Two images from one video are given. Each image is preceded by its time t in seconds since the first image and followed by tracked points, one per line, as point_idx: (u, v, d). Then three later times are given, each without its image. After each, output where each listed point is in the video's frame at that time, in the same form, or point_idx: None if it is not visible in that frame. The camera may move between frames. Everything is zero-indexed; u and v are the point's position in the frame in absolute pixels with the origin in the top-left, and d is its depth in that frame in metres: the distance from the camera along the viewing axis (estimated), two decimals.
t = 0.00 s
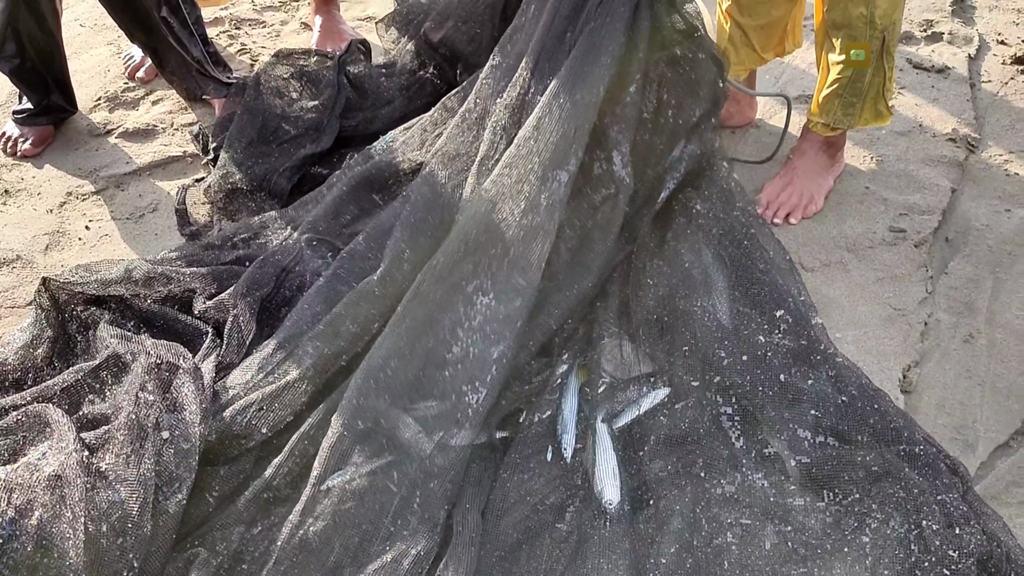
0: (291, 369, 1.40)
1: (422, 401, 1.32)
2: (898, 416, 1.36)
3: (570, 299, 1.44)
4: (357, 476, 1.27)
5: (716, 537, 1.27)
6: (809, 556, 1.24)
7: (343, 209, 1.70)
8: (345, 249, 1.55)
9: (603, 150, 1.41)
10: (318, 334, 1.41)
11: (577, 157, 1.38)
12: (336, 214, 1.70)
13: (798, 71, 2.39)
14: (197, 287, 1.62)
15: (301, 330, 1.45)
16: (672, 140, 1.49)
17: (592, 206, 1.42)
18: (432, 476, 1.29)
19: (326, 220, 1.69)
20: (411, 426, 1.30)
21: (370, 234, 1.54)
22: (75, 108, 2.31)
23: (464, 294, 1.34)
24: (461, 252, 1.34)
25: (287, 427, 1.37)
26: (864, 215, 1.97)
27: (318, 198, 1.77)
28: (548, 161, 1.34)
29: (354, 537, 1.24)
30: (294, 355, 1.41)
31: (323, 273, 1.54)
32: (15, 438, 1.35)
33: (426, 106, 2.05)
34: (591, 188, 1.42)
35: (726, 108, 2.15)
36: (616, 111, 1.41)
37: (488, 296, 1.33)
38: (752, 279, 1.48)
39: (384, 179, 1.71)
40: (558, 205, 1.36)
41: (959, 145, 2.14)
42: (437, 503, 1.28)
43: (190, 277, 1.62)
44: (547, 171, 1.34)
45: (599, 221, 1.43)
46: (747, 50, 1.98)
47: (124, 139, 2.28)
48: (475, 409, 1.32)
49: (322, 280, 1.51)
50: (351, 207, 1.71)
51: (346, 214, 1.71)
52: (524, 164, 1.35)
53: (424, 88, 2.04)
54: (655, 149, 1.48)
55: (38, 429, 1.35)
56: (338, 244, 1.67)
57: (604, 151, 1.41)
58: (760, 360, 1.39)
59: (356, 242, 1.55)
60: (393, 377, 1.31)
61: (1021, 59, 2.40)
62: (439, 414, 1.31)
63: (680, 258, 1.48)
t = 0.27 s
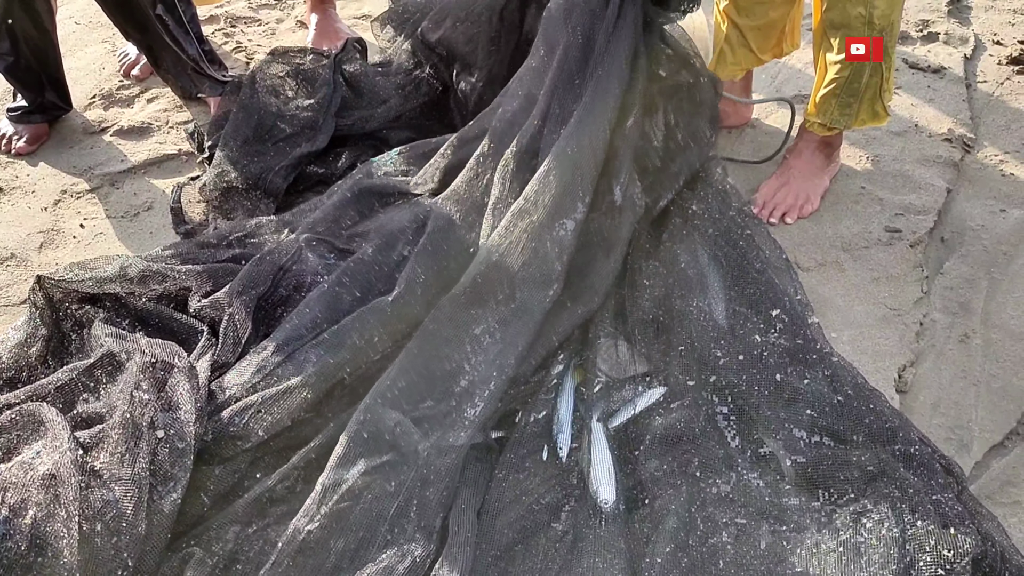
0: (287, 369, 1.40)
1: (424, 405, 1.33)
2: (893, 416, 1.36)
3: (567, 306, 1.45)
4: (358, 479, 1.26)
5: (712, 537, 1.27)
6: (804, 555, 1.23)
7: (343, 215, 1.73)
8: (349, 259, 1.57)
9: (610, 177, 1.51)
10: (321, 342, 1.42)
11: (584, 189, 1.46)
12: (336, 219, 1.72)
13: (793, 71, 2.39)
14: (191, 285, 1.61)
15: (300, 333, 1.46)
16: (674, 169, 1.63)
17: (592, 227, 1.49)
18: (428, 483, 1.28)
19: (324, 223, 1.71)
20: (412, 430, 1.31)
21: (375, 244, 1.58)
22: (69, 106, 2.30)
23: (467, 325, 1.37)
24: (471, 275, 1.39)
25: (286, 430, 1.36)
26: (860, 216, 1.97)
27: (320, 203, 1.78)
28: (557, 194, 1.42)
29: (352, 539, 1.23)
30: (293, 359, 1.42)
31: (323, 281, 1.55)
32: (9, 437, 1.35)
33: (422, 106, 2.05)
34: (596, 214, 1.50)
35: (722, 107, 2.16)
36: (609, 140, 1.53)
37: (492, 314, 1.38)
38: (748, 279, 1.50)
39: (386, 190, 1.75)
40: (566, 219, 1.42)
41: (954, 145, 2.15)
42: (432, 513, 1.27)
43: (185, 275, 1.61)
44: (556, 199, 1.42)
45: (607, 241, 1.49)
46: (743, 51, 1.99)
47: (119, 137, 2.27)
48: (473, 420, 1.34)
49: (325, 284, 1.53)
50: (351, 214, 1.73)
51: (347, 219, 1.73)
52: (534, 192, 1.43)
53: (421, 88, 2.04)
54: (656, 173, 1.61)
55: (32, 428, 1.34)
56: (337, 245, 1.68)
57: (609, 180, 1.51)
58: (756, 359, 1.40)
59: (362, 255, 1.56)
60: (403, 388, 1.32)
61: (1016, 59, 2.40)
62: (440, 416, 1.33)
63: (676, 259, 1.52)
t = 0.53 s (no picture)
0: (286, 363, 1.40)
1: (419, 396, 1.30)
2: (894, 411, 1.35)
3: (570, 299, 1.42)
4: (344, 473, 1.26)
5: (711, 531, 1.27)
6: (805, 551, 1.25)
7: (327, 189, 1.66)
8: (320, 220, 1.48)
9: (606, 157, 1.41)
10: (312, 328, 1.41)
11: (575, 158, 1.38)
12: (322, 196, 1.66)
13: (793, 65, 2.39)
14: (188, 279, 1.61)
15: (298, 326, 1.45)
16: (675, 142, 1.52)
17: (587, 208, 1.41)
18: (427, 472, 1.26)
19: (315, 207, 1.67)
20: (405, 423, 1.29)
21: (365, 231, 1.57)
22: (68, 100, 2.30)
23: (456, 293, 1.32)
24: (459, 238, 1.33)
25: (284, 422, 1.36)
26: (860, 211, 1.96)
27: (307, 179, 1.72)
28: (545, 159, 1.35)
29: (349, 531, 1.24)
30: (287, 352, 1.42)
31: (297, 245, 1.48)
32: (7, 431, 1.34)
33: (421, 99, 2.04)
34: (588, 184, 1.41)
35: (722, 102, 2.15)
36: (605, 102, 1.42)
37: (486, 296, 1.33)
38: (749, 275, 1.48)
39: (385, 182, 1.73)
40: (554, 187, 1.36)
41: (954, 140, 2.14)
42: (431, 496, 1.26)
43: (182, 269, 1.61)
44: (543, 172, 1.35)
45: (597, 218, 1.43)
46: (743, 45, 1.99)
47: (117, 130, 2.27)
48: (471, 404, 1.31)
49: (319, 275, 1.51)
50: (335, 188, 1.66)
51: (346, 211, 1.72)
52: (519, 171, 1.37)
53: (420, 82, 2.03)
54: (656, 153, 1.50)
55: (30, 422, 1.34)
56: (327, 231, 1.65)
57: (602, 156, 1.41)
58: (755, 355, 1.39)
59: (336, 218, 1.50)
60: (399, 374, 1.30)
61: (1016, 53, 2.40)
62: (437, 408, 1.30)
63: (678, 254, 1.48)
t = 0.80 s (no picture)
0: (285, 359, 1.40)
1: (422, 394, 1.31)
2: (894, 407, 1.36)
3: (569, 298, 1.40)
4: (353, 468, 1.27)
5: (711, 528, 1.27)
6: (804, 547, 1.25)
7: (343, 199, 1.69)
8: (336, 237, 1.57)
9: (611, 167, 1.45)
10: (311, 321, 1.43)
11: (589, 173, 1.42)
12: (336, 205, 1.68)
13: (794, 61, 2.38)
14: (191, 276, 1.61)
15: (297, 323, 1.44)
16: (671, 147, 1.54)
17: (593, 215, 1.43)
18: (433, 467, 1.27)
19: (325, 210, 1.68)
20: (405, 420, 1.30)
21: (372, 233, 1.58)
22: (66, 96, 2.29)
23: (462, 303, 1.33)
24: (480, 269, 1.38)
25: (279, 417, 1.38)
26: (859, 206, 1.96)
27: (318, 185, 1.74)
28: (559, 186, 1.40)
29: (354, 530, 1.24)
30: (288, 345, 1.42)
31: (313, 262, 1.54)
32: (7, 427, 1.34)
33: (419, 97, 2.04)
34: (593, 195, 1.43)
35: (722, 97, 2.15)
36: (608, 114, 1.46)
37: (493, 299, 1.36)
38: (747, 270, 1.48)
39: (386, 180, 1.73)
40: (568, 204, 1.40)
41: (954, 135, 2.14)
42: (436, 495, 1.25)
43: (187, 268, 1.62)
44: (558, 185, 1.40)
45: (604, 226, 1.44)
46: (744, 42, 1.98)
47: (116, 127, 2.26)
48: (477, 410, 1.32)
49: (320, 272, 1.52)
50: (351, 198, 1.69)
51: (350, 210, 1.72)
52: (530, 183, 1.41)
53: (418, 78, 2.03)
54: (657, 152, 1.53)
55: (31, 419, 1.34)
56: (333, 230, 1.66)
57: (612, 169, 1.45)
58: (755, 351, 1.39)
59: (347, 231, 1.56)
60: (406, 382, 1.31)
61: (1016, 49, 2.40)
62: (437, 406, 1.31)
63: (676, 250, 1.49)
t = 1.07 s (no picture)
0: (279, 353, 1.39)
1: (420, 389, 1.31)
2: (890, 398, 1.36)
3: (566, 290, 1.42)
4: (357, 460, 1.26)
5: (708, 520, 1.27)
6: (802, 539, 1.25)
7: (338, 198, 1.71)
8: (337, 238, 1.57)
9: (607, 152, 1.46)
10: (311, 324, 1.39)
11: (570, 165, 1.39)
12: (332, 203, 1.70)
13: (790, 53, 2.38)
14: (187, 272, 1.60)
15: (290, 315, 1.44)
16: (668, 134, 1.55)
17: (590, 215, 1.44)
18: (428, 465, 1.27)
19: (321, 208, 1.69)
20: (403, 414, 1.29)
21: (367, 227, 1.57)
22: (61, 90, 2.29)
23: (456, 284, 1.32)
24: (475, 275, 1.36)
25: (278, 414, 1.36)
26: (856, 198, 1.96)
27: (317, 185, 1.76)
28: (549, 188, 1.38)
29: (354, 525, 1.23)
30: (283, 340, 1.40)
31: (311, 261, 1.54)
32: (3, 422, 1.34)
33: (414, 90, 2.04)
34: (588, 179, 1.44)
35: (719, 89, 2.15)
36: (605, 96, 1.47)
37: (488, 307, 1.35)
38: (743, 263, 1.48)
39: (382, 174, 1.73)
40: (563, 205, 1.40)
41: (951, 127, 2.14)
42: (432, 493, 1.26)
43: (183, 263, 1.61)
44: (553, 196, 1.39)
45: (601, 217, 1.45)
46: (740, 32, 1.98)
47: (112, 121, 2.26)
48: (471, 400, 1.32)
49: (314, 265, 1.51)
50: (346, 197, 1.71)
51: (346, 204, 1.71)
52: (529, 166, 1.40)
53: (413, 71, 2.02)
54: (650, 142, 1.53)
55: (26, 413, 1.34)
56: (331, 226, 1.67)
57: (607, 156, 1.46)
58: (752, 343, 1.39)
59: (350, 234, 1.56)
60: (402, 369, 1.31)
61: (1013, 40, 2.39)
62: (437, 397, 1.31)
63: (672, 243, 1.50)
